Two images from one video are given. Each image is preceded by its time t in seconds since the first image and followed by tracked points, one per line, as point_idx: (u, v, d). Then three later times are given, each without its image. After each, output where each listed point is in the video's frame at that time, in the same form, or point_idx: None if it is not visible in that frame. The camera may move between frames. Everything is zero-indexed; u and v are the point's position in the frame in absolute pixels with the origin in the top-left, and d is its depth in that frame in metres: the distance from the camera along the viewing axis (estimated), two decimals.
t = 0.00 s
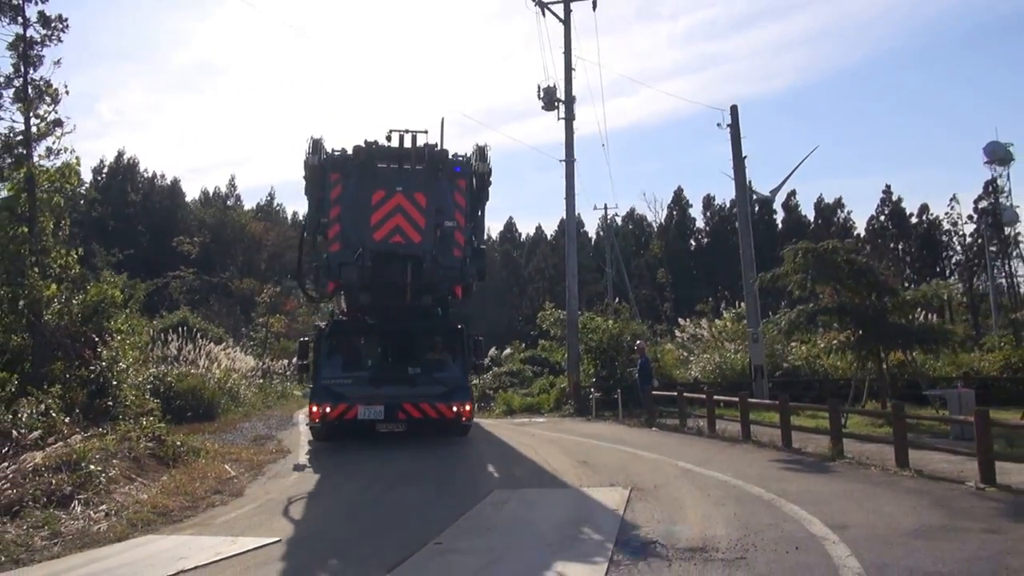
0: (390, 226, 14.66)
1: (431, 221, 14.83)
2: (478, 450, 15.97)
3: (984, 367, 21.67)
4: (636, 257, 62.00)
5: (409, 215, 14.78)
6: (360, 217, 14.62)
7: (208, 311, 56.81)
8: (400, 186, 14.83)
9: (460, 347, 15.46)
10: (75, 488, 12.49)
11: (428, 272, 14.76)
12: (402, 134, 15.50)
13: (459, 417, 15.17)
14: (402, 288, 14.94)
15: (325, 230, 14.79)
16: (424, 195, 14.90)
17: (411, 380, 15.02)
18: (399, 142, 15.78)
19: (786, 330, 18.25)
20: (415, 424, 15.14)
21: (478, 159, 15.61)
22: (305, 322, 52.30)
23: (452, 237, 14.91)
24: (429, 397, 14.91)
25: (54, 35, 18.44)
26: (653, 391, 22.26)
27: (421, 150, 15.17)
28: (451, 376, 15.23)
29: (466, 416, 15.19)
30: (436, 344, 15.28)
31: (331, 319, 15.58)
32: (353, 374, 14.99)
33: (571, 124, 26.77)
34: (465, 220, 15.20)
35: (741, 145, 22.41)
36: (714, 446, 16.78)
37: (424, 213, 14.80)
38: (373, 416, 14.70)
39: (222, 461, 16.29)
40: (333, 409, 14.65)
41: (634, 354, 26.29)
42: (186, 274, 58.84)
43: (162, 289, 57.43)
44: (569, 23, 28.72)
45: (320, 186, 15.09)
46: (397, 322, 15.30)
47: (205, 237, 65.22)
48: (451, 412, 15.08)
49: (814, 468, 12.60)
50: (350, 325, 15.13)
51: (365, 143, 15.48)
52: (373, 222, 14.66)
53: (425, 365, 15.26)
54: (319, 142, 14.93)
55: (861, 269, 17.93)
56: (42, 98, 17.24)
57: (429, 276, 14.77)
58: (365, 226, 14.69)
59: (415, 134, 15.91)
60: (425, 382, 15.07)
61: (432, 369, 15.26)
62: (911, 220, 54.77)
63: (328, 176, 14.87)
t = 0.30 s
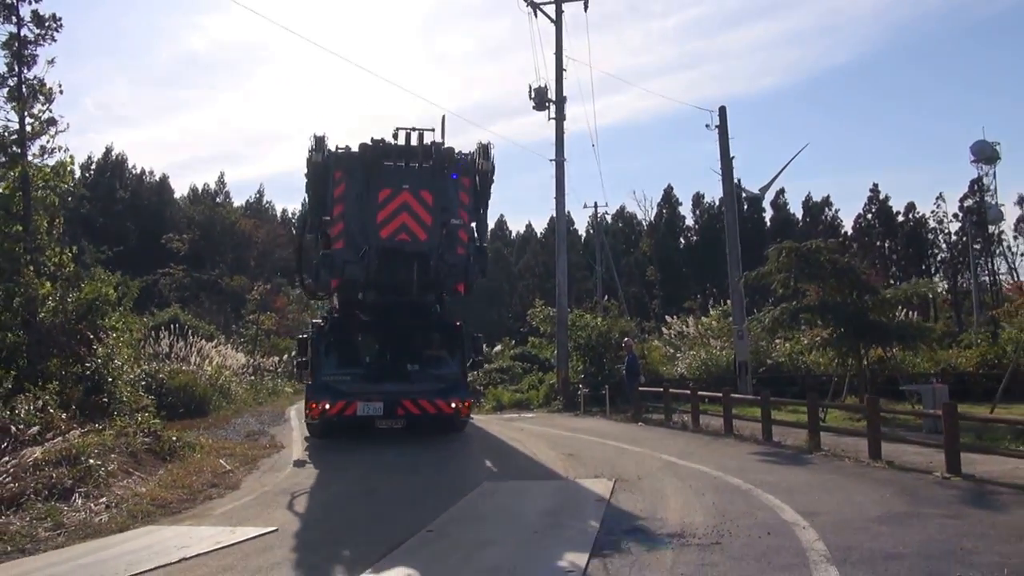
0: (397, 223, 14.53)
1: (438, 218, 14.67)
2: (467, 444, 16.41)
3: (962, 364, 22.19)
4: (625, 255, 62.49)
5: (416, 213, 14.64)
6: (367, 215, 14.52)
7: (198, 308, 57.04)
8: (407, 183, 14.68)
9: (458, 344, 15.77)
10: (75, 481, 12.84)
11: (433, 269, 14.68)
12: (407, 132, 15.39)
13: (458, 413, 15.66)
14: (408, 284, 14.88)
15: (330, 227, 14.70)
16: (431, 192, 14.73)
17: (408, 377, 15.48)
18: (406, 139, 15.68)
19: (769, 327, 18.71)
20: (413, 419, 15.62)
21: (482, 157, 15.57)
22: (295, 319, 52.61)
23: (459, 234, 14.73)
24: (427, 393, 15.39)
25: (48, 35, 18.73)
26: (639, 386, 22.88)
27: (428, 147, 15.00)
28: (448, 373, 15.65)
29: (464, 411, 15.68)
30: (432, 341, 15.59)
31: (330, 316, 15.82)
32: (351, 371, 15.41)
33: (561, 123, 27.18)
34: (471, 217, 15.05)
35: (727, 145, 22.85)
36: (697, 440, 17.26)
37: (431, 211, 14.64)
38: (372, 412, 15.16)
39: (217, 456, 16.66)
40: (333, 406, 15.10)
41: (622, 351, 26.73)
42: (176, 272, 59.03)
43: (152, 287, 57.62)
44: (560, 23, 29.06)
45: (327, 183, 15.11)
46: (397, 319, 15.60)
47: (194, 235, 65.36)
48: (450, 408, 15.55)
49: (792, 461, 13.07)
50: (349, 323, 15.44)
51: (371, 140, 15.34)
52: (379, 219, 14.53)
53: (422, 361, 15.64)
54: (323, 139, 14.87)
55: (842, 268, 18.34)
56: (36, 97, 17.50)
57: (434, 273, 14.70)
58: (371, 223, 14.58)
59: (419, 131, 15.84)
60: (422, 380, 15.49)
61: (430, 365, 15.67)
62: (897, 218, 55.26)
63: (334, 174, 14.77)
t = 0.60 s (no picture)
0: (402, 220, 14.69)
1: (443, 215, 14.88)
2: (460, 439, 16.79)
3: (944, 361, 22.67)
4: (618, 252, 62.86)
5: (421, 210, 14.81)
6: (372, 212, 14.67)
7: (192, 306, 57.25)
8: (412, 180, 14.86)
9: (457, 340, 16.12)
10: (75, 476, 13.13)
11: (439, 265, 14.91)
12: (411, 129, 15.44)
13: (459, 410, 16.02)
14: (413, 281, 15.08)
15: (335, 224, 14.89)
16: (436, 189, 14.92)
17: (409, 375, 15.80)
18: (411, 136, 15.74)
19: (756, 325, 19.09)
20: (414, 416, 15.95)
21: (484, 153, 15.59)
22: (290, 317, 52.89)
23: (462, 230, 15.02)
24: (429, 390, 15.77)
25: (41, 33, 19.00)
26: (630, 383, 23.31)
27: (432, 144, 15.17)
28: (449, 370, 16.05)
29: (466, 408, 16.03)
30: (432, 338, 15.90)
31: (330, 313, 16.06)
32: (353, 368, 15.73)
33: (554, 122, 27.49)
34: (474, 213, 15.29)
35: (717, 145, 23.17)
36: (685, 435, 17.65)
37: (436, 208, 14.83)
38: (373, 409, 15.52)
39: (214, 452, 16.98)
40: (334, 404, 15.41)
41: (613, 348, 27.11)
42: (170, 270, 59.23)
43: (146, 285, 57.80)
44: (552, 23, 29.39)
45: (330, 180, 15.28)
46: (398, 317, 15.82)
47: (188, 232, 65.52)
48: (451, 405, 15.91)
49: (774, 454, 13.47)
50: (351, 321, 15.70)
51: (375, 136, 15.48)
52: (385, 216, 14.69)
53: (423, 359, 15.96)
54: (325, 136, 15.04)
55: (826, 266, 18.72)
56: (30, 95, 17.79)
57: (439, 269, 14.93)
58: (377, 221, 14.72)
59: (424, 127, 15.82)
60: (424, 376, 15.89)
61: (430, 362, 16.02)
62: (888, 217, 55.68)
63: (339, 172, 14.96)
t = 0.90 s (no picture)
0: (409, 220, 14.95)
1: (448, 214, 15.14)
2: (454, 436, 17.16)
3: (929, 359, 23.09)
4: (613, 250, 63.18)
5: (427, 209, 15.06)
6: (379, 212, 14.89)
7: (187, 305, 57.53)
8: (418, 180, 15.07)
9: (457, 338, 16.32)
10: (75, 472, 13.40)
11: (445, 265, 15.18)
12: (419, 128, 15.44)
13: (460, 408, 16.21)
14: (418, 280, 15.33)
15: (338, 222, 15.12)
16: (442, 188, 15.13)
17: (411, 373, 15.93)
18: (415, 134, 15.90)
19: (745, 324, 19.46)
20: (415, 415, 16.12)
21: (488, 152, 15.77)
22: (285, 315, 53.17)
23: (466, 230, 15.33)
24: (430, 389, 15.92)
25: (35, 32, 19.23)
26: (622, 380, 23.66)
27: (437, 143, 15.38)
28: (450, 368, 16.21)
29: (466, 406, 16.22)
30: (432, 337, 16.08)
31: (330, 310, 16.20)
32: (355, 367, 15.83)
33: (547, 122, 27.81)
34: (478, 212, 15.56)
35: (708, 146, 23.50)
36: (675, 431, 18.05)
37: (442, 207, 15.08)
38: (375, 407, 15.67)
39: (211, 449, 17.28)
40: (335, 402, 15.55)
41: (606, 346, 27.47)
42: (165, 268, 59.47)
43: (141, 283, 58.02)
44: (546, 24, 29.67)
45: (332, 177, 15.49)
46: (401, 315, 16.04)
47: (182, 231, 65.78)
48: (452, 402, 16.09)
49: (759, 449, 13.86)
50: (351, 319, 15.94)
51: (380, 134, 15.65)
52: (391, 216, 14.93)
53: (424, 357, 16.11)
54: (328, 134, 15.22)
55: (812, 267, 19.03)
56: (24, 95, 18.04)
57: (445, 268, 15.19)
58: (383, 220, 14.96)
59: (431, 126, 15.87)
60: (425, 374, 16.02)
61: (431, 360, 16.16)
62: (881, 216, 56.08)
63: (342, 170, 15.16)
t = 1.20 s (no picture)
0: (416, 217, 14.93)
1: (455, 211, 15.14)
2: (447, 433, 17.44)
3: (916, 357, 23.43)
4: (607, 249, 63.44)
5: (434, 207, 15.04)
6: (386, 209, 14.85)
7: (180, 304, 57.71)
8: (426, 177, 15.03)
9: (458, 337, 16.30)
10: (75, 469, 13.60)
11: (451, 262, 15.20)
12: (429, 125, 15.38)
13: (463, 406, 16.12)
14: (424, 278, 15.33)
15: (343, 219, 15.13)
16: (449, 186, 15.10)
17: (413, 372, 15.87)
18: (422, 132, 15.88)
19: (733, 323, 19.75)
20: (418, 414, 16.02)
21: (491, 150, 15.69)
22: (279, 314, 53.38)
23: (471, 228, 15.36)
24: (432, 387, 15.85)
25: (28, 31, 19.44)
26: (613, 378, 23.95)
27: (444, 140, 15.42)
28: (450, 366, 16.18)
29: (469, 405, 16.14)
30: (432, 335, 16.09)
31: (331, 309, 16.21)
32: (357, 365, 15.80)
33: (539, 123, 28.07)
34: (483, 209, 15.59)
35: (697, 147, 23.78)
36: (664, 428, 18.36)
37: (449, 204, 15.06)
38: (377, 405, 15.58)
39: (207, 446, 17.50)
40: (337, 400, 15.46)
41: (598, 345, 27.76)
42: (158, 267, 59.61)
43: (134, 282, 58.20)
44: (538, 25, 29.93)
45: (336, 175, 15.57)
46: (402, 313, 16.12)
47: (174, 229, 65.92)
48: (455, 401, 16.01)
49: (745, 445, 14.17)
50: (350, 318, 15.96)
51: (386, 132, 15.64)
52: (399, 213, 14.89)
53: (425, 355, 16.11)
54: (333, 132, 15.23)
55: (799, 267, 19.29)
56: (18, 94, 18.24)
57: (452, 265, 15.22)
58: (390, 217, 14.92)
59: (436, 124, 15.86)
60: (427, 373, 15.97)
61: (431, 359, 16.12)
62: (872, 215, 56.42)
63: (347, 169, 15.31)
